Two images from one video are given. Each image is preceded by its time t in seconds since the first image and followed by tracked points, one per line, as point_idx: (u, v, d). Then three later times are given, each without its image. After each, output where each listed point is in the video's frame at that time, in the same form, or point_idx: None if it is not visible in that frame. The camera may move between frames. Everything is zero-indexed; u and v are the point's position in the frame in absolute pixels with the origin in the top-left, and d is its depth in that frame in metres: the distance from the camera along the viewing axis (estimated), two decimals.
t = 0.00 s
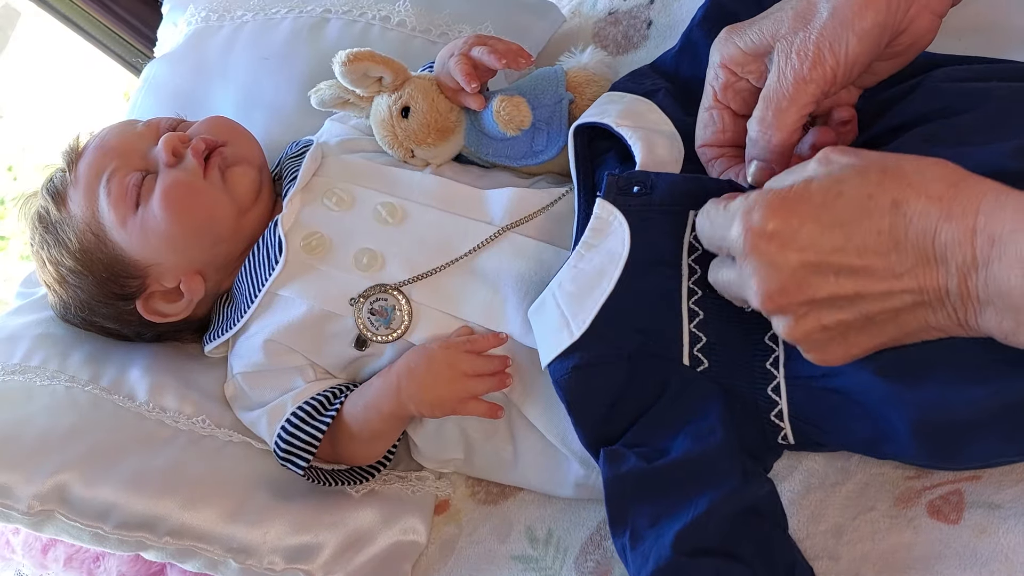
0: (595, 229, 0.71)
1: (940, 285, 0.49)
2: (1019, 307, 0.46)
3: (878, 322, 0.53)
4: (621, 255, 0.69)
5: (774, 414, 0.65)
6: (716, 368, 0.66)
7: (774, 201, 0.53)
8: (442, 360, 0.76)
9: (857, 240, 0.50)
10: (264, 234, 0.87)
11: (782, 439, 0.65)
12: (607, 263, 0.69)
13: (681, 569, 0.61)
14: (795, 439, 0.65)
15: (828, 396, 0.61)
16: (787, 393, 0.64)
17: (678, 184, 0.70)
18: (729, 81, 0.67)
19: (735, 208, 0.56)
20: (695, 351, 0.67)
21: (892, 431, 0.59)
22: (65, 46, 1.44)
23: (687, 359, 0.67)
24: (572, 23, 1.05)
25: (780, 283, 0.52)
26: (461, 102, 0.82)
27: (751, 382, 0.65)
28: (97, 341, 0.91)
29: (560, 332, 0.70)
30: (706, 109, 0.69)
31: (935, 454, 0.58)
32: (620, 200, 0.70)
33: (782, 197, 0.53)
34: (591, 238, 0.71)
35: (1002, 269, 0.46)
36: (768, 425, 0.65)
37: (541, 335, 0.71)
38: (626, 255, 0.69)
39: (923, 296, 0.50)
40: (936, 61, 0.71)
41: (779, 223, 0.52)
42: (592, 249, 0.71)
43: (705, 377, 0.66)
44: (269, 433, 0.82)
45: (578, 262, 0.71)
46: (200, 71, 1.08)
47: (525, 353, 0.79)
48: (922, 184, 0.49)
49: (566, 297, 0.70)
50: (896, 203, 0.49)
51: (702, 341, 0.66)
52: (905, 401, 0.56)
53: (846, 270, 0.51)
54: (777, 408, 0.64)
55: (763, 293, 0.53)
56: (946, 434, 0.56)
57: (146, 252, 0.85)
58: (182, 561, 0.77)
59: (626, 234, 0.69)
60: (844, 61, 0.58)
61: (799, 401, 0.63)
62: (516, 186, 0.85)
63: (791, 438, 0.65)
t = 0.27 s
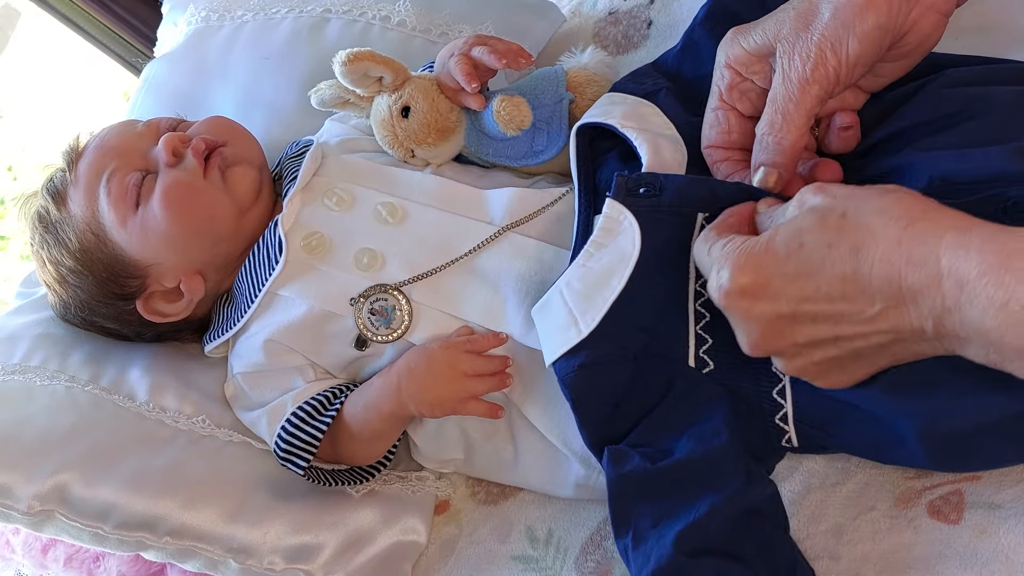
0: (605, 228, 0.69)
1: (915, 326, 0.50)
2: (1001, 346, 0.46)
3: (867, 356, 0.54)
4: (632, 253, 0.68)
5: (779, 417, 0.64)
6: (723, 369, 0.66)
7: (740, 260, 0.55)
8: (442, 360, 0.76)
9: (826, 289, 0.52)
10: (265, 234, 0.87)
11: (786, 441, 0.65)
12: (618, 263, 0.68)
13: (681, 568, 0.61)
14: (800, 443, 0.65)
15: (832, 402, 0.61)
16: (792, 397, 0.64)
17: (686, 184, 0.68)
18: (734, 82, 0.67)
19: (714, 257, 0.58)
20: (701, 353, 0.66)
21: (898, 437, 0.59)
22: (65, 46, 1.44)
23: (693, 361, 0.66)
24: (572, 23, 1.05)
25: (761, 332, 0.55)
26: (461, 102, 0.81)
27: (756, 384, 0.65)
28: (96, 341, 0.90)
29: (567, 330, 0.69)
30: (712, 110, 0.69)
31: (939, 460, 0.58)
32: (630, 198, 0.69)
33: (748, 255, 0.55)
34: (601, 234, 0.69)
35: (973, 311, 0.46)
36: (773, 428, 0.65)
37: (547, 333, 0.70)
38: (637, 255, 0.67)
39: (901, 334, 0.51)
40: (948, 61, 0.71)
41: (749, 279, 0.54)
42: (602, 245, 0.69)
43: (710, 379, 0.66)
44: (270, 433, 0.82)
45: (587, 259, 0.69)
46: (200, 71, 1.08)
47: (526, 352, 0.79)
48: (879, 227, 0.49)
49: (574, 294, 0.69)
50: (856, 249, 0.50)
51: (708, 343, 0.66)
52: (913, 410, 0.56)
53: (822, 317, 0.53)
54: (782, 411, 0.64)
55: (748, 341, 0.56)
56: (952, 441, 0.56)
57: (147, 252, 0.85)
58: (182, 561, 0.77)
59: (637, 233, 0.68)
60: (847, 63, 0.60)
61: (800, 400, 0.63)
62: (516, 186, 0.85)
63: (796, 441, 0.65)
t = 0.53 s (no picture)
0: (611, 223, 0.69)
1: (910, 301, 0.51)
2: (992, 322, 0.46)
3: (866, 331, 0.56)
4: (639, 249, 0.67)
5: (779, 414, 0.65)
6: (724, 367, 0.66)
7: (741, 238, 0.56)
8: (442, 360, 0.76)
9: (825, 266, 0.53)
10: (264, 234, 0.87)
11: (787, 439, 0.65)
12: (625, 258, 0.68)
13: (683, 566, 0.61)
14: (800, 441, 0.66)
15: (833, 397, 0.62)
16: (794, 395, 0.64)
17: (694, 181, 0.66)
18: (728, 80, 0.69)
19: (712, 239, 0.59)
20: (703, 349, 0.66)
21: (897, 433, 0.59)
22: (65, 45, 1.44)
23: (694, 358, 0.66)
24: (572, 22, 1.05)
25: (760, 310, 0.56)
26: (461, 102, 0.81)
27: (758, 384, 0.65)
28: (97, 341, 0.91)
29: (572, 324, 0.69)
30: (711, 109, 0.70)
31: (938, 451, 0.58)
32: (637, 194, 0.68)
33: (747, 234, 0.56)
34: (607, 230, 0.69)
35: (966, 285, 0.46)
36: (773, 427, 0.66)
37: (552, 326, 0.70)
38: (643, 250, 0.67)
39: (900, 311, 0.52)
40: (949, 58, 0.71)
41: (747, 257, 0.55)
42: (608, 240, 0.69)
43: (711, 376, 0.66)
44: (270, 433, 0.82)
45: (593, 254, 0.69)
46: (200, 70, 1.08)
47: (526, 352, 0.79)
48: (877, 201, 0.50)
49: (580, 290, 0.69)
50: (854, 224, 0.51)
51: (710, 340, 0.66)
52: (914, 399, 0.56)
53: (822, 292, 0.54)
54: (783, 409, 0.64)
55: (748, 319, 0.57)
56: (954, 432, 0.56)
57: (146, 252, 0.85)
58: (182, 561, 0.78)
59: (644, 227, 0.67)
60: (831, 53, 0.61)
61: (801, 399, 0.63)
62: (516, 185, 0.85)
63: (795, 438, 0.65)
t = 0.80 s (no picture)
0: (622, 202, 0.69)
1: (928, 280, 0.52)
2: (1007, 298, 0.48)
3: (876, 314, 0.56)
4: (648, 229, 0.67)
5: (778, 407, 0.65)
6: (725, 353, 0.66)
7: (762, 203, 0.56)
8: (442, 360, 0.76)
9: (848, 236, 0.53)
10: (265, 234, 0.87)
11: (783, 433, 0.66)
12: (633, 239, 0.68)
13: (691, 562, 0.61)
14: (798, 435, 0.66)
15: (836, 391, 0.62)
16: (793, 387, 0.65)
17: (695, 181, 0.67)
18: (739, 66, 0.69)
19: (729, 208, 0.58)
20: (704, 337, 0.66)
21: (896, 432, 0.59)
22: (64, 45, 1.44)
23: (695, 345, 0.66)
24: (572, 23, 1.05)
25: (775, 279, 0.55)
26: (461, 102, 0.81)
27: (758, 374, 0.66)
28: (97, 341, 0.90)
29: (576, 302, 0.68)
30: (719, 96, 0.70)
31: (939, 445, 0.58)
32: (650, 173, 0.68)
33: (771, 200, 0.56)
34: (616, 211, 0.69)
35: (988, 260, 0.49)
36: (772, 420, 0.66)
37: (557, 306, 0.69)
38: (650, 229, 0.67)
39: (916, 289, 0.53)
40: (951, 58, 0.71)
41: (770, 223, 0.55)
42: (616, 221, 0.69)
43: (711, 364, 0.66)
44: (270, 432, 0.82)
45: (602, 233, 0.69)
46: (200, 70, 1.08)
47: (526, 351, 0.79)
48: (908, 177, 0.52)
49: (586, 269, 0.68)
50: (883, 199, 0.52)
51: (712, 327, 0.66)
52: (917, 390, 0.57)
53: (839, 264, 0.54)
54: (781, 402, 0.65)
55: (758, 290, 0.56)
56: (954, 423, 0.56)
57: (146, 252, 0.85)
58: (182, 561, 0.78)
59: (654, 207, 0.67)
60: (844, 23, 0.60)
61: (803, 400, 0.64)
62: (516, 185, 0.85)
63: (793, 432, 0.66)
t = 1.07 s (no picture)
0: (630, 186, 0.70)
1: (923, 283, 0.51)
2: (1001, 303, 0.47)
3: (874, 316, 0.56)
4: (655, 209, 0.68)
5: (774, 403, 0.66)
6: (727, 342, 0.66)
7: (761, 204, 0.57)
8: (442, 359, 0.76)
9: (843, 239, 0.53)
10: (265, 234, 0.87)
11: (779, 428, 0.66)
12: (639, 217, 0.68)
13: (705, 554, 0.61)
14: (794, 430, 0.66)
15: (833, 389, 0.63)
16: (792, 382, 0.65)
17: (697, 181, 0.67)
18: (741, 63, 0.69)
19: (730, 209, 0.60)
20: (707, 324, 0.66)
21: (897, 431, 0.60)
22: (64, 45, 1.44)
23: (697, 331, 0.66)
24: (572, 23, 1.05)
25: (772, 281, 0.57)
26: (461, 102, 0.82)
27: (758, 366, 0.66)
28: (97, 341, 0.91)
29: (580, 275, 0.68)
30: (718, 88, 0.71)
31: (939, 446, 0.58)
32: (658, 165, 0.70)
33: (768, 201, 0.57)
34: (625, 193, 0.69)
35: (980, 266, 0.48)
36: (769, 416, 0.66)
37: (559, 282, 0.69)
38: (658, 208, 0.68)
39: (909, 293, 0.53)
40: (954, 58, 0.71)
41: (766, 224, 0.56)
42: (625, 202, 0.69)
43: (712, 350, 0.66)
44: (269, 432, 0.83)
45: (609, 213, 0.69)
46: (200, 71, 1.08)
47: (526, 350, 0.79)
48: (901, 180, 0.51)
49: (592, 244, 0.68)
50: (877, 201, 0.52)
51: (715, 316, 0.67)
52: (917, 390, 0.56)
53: (836, 266, 0.54)
54: (779, 397, 0.65)
55: (757, 290, 0.57)
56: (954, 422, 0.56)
57: (147, 252, 0.85)
58: (182, 561, 0.78)
59: (661, 189, 0.68)
60: (841, 46, 0.60)
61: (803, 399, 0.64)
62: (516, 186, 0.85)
63: (789, 429, 0.66)
